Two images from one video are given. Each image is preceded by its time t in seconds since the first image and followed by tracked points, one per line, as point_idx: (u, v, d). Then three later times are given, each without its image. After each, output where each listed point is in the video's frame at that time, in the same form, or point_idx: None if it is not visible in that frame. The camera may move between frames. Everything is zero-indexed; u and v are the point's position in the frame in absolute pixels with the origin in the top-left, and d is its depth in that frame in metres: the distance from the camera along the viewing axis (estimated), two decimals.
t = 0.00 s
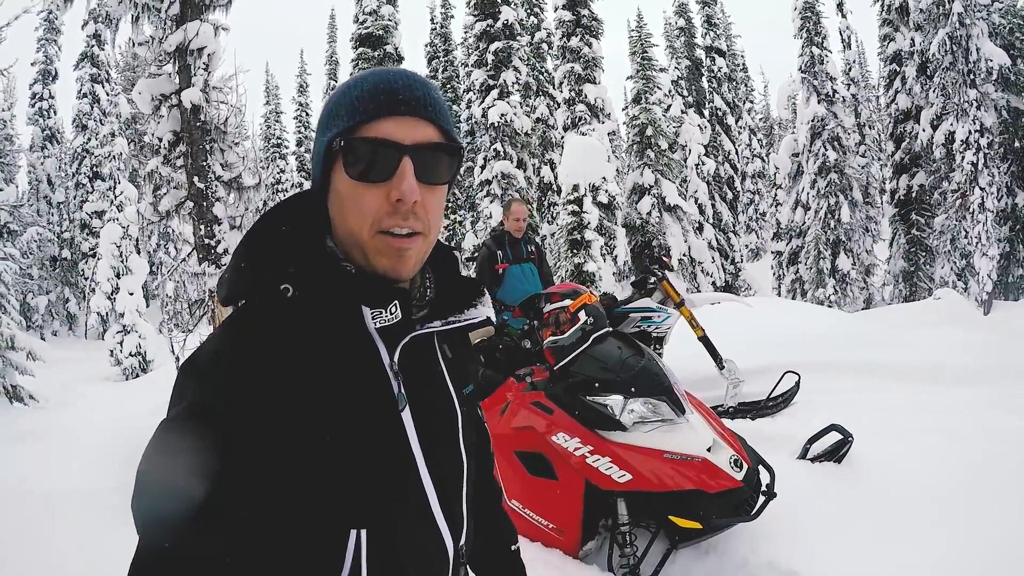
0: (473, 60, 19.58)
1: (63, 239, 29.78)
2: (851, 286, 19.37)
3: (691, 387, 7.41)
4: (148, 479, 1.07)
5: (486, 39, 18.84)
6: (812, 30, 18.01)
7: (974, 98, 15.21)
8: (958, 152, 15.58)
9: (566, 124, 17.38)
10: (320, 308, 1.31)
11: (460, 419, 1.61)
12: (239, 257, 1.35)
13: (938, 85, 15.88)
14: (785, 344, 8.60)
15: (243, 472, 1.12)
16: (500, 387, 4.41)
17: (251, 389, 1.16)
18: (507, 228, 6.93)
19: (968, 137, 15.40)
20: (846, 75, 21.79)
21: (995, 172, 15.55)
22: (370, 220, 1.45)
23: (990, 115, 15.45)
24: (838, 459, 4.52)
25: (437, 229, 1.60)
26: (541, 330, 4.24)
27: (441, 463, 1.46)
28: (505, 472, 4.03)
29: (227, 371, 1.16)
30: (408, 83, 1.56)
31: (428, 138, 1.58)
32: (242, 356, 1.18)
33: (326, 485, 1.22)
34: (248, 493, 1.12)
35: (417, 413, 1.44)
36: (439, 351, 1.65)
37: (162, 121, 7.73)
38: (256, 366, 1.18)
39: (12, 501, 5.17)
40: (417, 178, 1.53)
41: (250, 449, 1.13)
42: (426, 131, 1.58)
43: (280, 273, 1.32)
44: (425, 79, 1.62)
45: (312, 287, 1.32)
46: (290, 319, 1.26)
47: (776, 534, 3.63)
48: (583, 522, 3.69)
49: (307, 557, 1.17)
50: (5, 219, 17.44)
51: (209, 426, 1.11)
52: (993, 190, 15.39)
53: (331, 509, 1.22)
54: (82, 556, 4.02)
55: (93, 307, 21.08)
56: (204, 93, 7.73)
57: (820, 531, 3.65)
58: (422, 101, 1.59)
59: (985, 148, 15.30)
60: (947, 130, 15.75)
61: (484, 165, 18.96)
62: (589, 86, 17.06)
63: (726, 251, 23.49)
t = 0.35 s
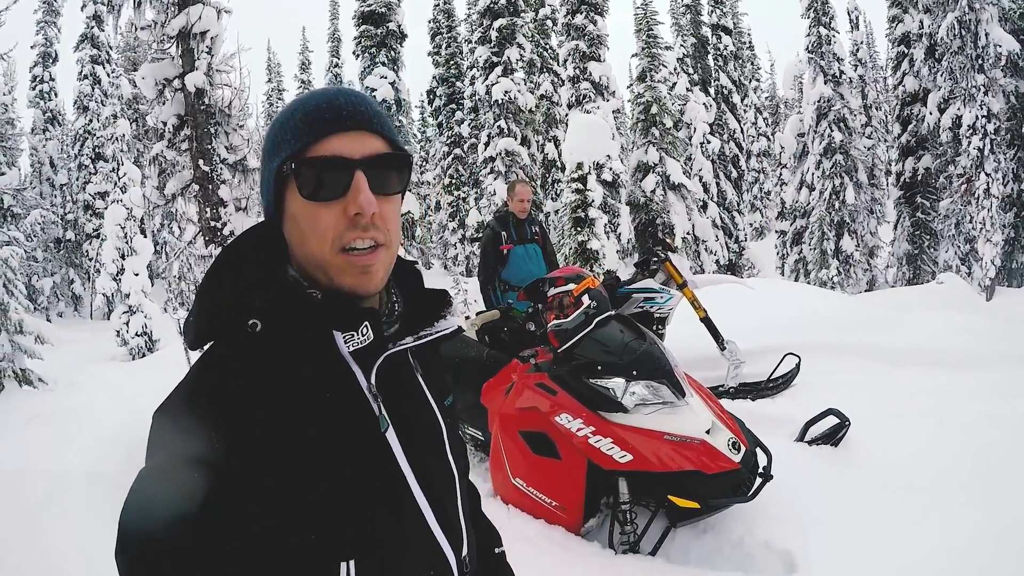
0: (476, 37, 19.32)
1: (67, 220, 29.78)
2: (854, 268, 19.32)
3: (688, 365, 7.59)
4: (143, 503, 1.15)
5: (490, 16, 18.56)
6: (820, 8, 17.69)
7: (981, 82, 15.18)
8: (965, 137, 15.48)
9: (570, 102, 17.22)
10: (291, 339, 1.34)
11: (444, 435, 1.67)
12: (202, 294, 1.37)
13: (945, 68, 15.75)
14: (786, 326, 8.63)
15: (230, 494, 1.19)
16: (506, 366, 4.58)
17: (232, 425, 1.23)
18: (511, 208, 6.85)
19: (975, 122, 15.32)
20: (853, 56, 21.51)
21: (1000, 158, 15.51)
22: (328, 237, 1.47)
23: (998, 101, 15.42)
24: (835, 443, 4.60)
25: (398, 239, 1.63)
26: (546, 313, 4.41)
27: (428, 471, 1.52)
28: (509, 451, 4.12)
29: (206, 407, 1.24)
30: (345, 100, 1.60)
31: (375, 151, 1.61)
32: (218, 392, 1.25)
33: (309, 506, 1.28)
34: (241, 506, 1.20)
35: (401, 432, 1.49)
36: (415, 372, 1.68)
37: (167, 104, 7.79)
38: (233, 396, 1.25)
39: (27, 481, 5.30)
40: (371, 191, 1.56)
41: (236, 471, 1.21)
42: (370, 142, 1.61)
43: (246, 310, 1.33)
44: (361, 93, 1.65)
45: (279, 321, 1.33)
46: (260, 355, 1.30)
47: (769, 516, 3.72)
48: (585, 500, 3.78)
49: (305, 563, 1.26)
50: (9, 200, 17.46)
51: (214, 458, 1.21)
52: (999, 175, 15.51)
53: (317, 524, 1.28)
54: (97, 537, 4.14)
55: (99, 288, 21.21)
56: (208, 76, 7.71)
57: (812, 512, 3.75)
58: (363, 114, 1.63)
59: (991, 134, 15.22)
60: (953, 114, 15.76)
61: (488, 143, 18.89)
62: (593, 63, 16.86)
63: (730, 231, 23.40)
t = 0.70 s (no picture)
0: None
1: (71, 188, 29.70)
2: (861, 235, 19.17)
3: (692, 328, 7.67)
4: (150, 479, 1.15)
5: None
6: None
7: (997, 54, 14.63)
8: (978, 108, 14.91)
9: (578, 61, 16.81)
10: (302, 306, 1.35)
11: (452, 407, 1.70)
12: (213, 269, 1.37)
13: (960, 36, 15.24)
14: (791, 292, 8.66)
15: (237, 469, 1.20)
16: (512, 330, 4.66)
17: (240, 399, 1.23)
18: (517, 169, 6.81)
19: (989, 94, 14.77)
20: (867, 18, 20.91)
21: (1014, 131, 14.86)
22: (345, 212, 1.50)
23: (1014, 73, 14.85)
24: (837, 413, 4.68)
25: (412, 217, 1.65)
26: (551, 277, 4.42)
27: (436, 446, 1.54)
28: (514, 414, 4.20)
29: (211, 380, 1.24)
30: (368, 83, 1.62)
31: (396, 132, 1.63)
32: (226, 370, 1.25)
33: (318, 478, 1.28)
34: (248, 480, 1.20)
35: (411, 404, 1.51)
36: (421, 341, 1.71)
37: (167, 69, 7.65)
38: (241, 379, 1.24)
39: (47, 449, 5.46)
40: (389, 170, 1.58)
41: (247, 443, 1.21)
42: (392, 124, 1.63)
43: (260, 274, 1.34)
44: (385, 76, 1.68)
45: (292, 287, 1.35)
46: (272, 322, 1.32)
47: (769, 484, 3.83)
48: (588, 464, 3.87)
49: (307, 557, 1.26)
50: (11, 167, 17.36)
51: (215, 436, 1.19)
52: (1011, 149, 14.84)
53: (323, 497, 1.29)
54: (119, 504, 4.30)
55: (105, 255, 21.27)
56: (208, 40, 7.60)
57: (811, 481, 3.85)
58: (386, 97, 1.65)
59: (1005, 106, 14.69)
60: (968, 85, 15.24)
61: (493, 103, 18.61)
62: (601, 22, 16.36)
63: (738, 194, 23.14)
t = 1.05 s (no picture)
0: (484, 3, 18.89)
1: (75, 195, 29.84)
2: (863, 242, 19.14)
3: (689, 333, 7.60)
4: (156, 482, 1.14)
5: None
6: None
7: (997, 58, 14.74)
8: (979, 113, 15.07)
9: (579, 70, 16.85)
10: (296, 299, 1.36)
11: (447, 395, 1.70)
12: (208, 264, 1.36)
13: (961, 42, 15.30)
14: (789, 297, 8.64)
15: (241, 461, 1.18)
16: (503, 334, 4.56)
17: (244, 394, 1.22)
18: (513, 174, 6.81)
19: (989, 98, 14.95)
20: (866, 26, 20.98)
21: (1016, 134, 15.01)
22: (335, 201, 1.51)
23: (1014, 77, 14.92)
24: (832, 416, 4.68)
25: (399, 207, 1.66)
26: (541, 279, 4.49)
27: (435, 437, 1.54)
28: (505, 415, 4.19)
29: (213, 376, 1.22)
30: (352, 74, 1.61)
31: (381, 122, 1.64)
32: (228, 363, 1.24)
33: (321, 468, 1.27)
34: (249, 477, 1.18)
35: (409, 394, 1.51)
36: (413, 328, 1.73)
37: (168, 76, 7.69)
38: (246, 371, 1.24)
39: (48, 450, 5.50)
40: (376, 158, 1.59)
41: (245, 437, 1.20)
42: (378, 114, 1.63)
43: (254, 267, 1.34)
44: (370, 69, 1.69)
45: (287, 279, 1.35)
46: (268, 313, 1.32)
47: (764, 485, 3.81)
48: (579, 465, 3.86)
49: (312, 552, 1.23)
50: (15, 174, 17.48)
51: (217, 432, 1.18)
52: (1012, 153, 15.02)
53: (326, 489, 1.28)
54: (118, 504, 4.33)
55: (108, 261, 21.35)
56: (209, 47, 7.67)
57: (806, 483, 3.84)
58: (372, 89, 1.66)
59: (1006, 110, 14.86)
60: (968, 89, 15.34)
61: (496, 110, 18.71)
62: (602, 29, 16.48)
63: (740, 202, 23.12)
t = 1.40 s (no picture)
0: (490, 20, 19.15)
1: (86, 208, 30.20)
2: (869, 256, 19.04)
3: (692, 347, 7.52)
4: (141, 487, 1.10)
5: None
6: None
7: (999, 69, 14.79)
8: (983, 124, 15.16)
9: (584, 85, 17.01)
10: (284, 303, 1.33)
11: (436, 393, 1.66)
12: (193, 267, 1.34)
13: (965, 55, 15.34)
14: (793, 311, 8.55)
15: (232, 464, 1.17)
16: (501, 347, 4.52)
17: (237, 398, 1.20)
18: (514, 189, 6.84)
19: (993, 110, 14.98)
20: (870, 41, 21.00)
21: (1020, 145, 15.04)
22: (325, 208, 1.47)
23: (1018, 87, 14.93)
24: (830, 428, 4.60)
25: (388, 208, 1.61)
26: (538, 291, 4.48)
27: (429, 438, 1.51)
28: (504, 426, 4.14)
29: (204, 378, 1.20)
30: (324, 74, 1.55)
31: (362, 121, 1.58)
32: (219, 366, 1.22)
33: (312, 472, 1.26)
34: (250, 479, 1.18)
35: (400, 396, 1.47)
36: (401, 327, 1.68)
37: (178, 91, 7.83)
38: (239, 372, 1.22)
39: (48, 455, 5.50)
40: (361, 160, 1.54)
41: (231, 441, 1.17)
42: (359, 114, 1.58)
43: (238, 272, 1.30)
44: (344, 66, 1.61)
45: (272, 283, 1.32)
46: (258, 317, 1.29)
47: (763, 497, 3.74)
48: (576, 476, 3.81)
49: (301, 551, 1.22)
50: (26, 186, 17.73)
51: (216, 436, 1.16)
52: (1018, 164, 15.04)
53: (317, 493, 1.26)
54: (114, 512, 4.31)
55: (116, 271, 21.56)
56: (218, 63, 7.79)
57: (807, 495, 3.76)
58: (348, 87, 1.59)
59: (1009, 122, 14.90)
60: (972, 101, 15.39)
61: (501, 127, 18.79)
62: (607, 46, 16.60)
63: (747, 217, 23.05)
